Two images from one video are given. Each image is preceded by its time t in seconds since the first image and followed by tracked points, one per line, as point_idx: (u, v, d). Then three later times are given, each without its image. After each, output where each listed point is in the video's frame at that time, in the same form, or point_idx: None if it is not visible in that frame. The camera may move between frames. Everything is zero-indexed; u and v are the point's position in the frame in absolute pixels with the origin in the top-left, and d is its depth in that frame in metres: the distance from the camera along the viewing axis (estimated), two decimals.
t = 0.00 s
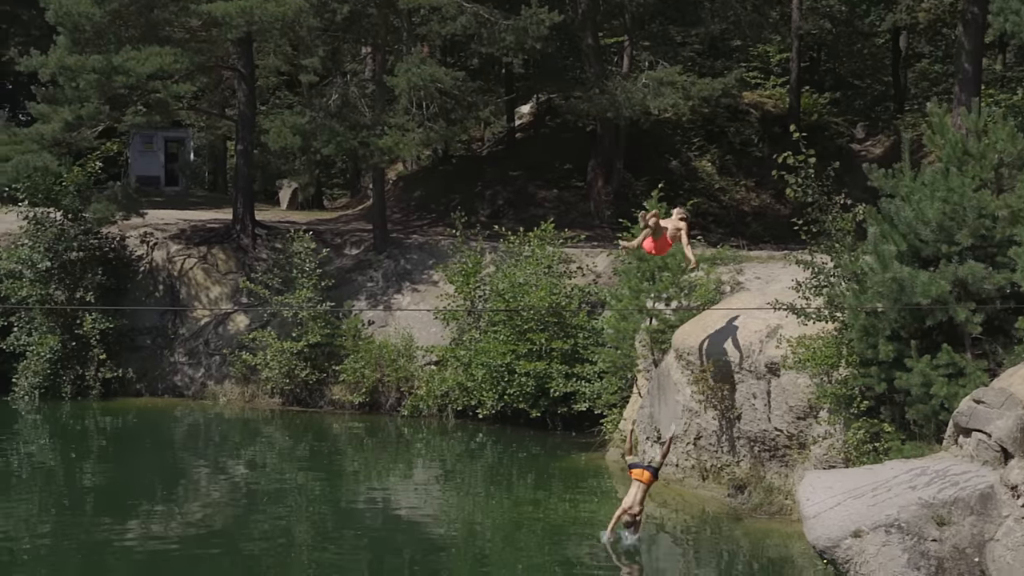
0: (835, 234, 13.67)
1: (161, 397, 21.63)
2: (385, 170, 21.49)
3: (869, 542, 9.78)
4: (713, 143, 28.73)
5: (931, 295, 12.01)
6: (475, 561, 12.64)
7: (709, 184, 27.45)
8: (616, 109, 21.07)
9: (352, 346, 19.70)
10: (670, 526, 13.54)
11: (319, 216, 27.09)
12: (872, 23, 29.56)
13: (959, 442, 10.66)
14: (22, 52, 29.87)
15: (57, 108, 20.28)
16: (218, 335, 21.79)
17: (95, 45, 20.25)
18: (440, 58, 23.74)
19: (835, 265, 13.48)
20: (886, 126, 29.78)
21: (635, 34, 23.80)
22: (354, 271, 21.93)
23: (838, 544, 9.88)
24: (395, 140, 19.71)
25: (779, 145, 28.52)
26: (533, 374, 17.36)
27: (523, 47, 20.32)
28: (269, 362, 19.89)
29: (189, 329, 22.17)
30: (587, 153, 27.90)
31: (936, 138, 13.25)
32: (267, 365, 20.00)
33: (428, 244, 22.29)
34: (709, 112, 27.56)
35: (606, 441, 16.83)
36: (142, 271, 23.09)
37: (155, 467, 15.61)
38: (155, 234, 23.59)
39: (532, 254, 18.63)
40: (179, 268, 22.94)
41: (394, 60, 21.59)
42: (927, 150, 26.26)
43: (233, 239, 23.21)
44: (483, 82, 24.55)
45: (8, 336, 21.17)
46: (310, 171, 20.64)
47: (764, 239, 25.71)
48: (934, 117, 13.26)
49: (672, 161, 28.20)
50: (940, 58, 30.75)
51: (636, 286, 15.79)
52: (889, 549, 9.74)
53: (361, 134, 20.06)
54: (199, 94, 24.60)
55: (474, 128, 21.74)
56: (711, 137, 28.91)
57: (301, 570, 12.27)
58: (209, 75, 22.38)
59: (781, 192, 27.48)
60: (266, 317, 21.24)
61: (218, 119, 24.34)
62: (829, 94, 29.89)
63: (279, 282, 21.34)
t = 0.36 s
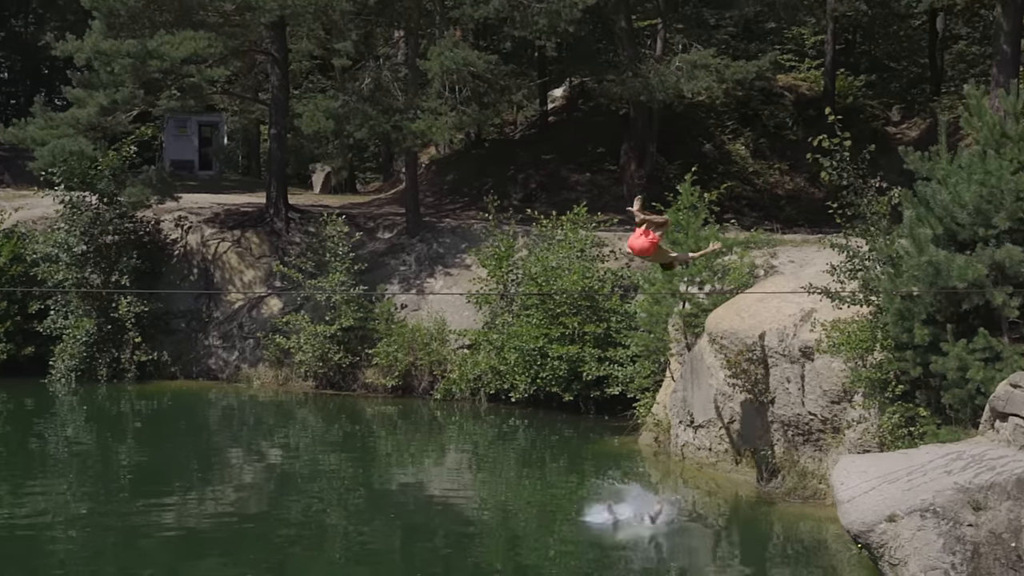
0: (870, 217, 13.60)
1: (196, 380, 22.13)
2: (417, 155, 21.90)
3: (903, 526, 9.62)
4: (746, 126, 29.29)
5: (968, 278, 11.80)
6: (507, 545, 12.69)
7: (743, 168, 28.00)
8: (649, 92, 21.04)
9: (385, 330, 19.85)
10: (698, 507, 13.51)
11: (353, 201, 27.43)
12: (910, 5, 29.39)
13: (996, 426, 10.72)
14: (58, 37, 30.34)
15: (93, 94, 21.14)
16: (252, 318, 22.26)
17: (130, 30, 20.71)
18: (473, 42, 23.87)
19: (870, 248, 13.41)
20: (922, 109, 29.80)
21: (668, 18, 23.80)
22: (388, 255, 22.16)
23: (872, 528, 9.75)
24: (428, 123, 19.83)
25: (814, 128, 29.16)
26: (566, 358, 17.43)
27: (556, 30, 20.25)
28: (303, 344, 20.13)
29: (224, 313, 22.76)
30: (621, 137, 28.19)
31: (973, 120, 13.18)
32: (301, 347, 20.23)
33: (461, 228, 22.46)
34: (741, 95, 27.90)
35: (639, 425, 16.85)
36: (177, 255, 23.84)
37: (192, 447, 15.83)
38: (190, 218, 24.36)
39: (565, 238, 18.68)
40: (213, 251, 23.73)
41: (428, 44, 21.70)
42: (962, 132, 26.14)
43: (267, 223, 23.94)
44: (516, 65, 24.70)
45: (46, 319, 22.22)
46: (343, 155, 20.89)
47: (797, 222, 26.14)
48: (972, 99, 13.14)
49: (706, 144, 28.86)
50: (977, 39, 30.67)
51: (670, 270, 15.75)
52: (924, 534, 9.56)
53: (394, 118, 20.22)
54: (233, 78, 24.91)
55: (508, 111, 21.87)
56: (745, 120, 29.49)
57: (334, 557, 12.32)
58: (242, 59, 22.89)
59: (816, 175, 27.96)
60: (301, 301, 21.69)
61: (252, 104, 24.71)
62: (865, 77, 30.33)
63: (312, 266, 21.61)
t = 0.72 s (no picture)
0: (902, 194, 13.46)
1: (227, 359, 22.43)
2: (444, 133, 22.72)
3: (934, 505, 9.81)
4: (776, 104, 29.71)
5: (1001, 256, 11.63)
6: (535, 523, 12.73)
7: (773, 146, 28.34)
8: (679, 70, 21.04)
9: (413, 308, 20.19)
10: (730, 492, 13.45)
11: (382, 179, 27.96)
12: None
13: None
14: (89, 17, 30.71)
15: (123, 74, 21.41)
16: (283, 297, 22.71)
17: (160, 8, 21.09)
18: (503, 20, 24.06)
19: (902, 226, 13.30)
20: (956, 85, 29.72)
21: None
22: (416, 234, 22.69)
23: (903, 506, 9.96)
24: (457, 103, 20.23)
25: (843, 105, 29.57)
26: (594, 336, 17.66)
27: (585, 8, 20.28)
28: (331, 323, 20.56)
29: (253, 291, 23.14)
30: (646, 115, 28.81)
31: (1007, 97, 12.99)
32: (330, 326, 20.69)
33: (490, 207, 22.87)
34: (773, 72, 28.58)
35: (668, 404, 16.89)
36: (207, 233, 24.31)
37: (223, 425, 15.97)
38: (219, 197, 24.70)
39: (594, 216, 18.83)
40: (244, 230, 24.07)
41: (456, 22, 21.91)
42: (996, 109, 25.98)
43: (296, 201, 24.41)
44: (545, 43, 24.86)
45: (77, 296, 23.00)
46: (372, 133, 21.90)
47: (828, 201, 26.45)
48: (1006, 76, 12.91)
49: (737, 121, 29.17)
50: (1012, 16, 30.66)
51: (699, 248, 15.76)
52: (955, 513, 9.72)
53: (423, 96, 20.53)
54: (263, 57, 25.14)
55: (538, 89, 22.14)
56: (776, 97, 29.94)
57: (363, 536, 12.39)
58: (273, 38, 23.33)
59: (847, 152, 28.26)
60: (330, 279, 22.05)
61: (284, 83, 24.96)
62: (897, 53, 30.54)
63: (342, 245, 22.08)
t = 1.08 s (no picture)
0: (928, 168, 13.35)
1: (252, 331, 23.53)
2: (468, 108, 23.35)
3: (959, 481, 10.19)
4: (801, 78, 29.92)
5: None
6: (555, 497, 12.75)
7: (798, 120, 28.32)
8: (703, 44, 21.09)
9: (437, 283, 20.88)
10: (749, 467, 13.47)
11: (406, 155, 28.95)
12: None
13: None
14: None
15: (148, 48, 22.20)
16: (305, 272, 23.65)
17: None
18: None
19: (928, 200, 13.21)
20: (983, 59, 29.87)
21: None
22: (440, 209, 23.50)
23: (927, 482, 10.36)
24: (481, 77, 20.50)
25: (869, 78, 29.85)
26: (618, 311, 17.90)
27: None
28: (355, 298, 21.28)
29: (277, 266, 24.11)
30: (668, 88, 29.12)
31: None
32: (353, 301, 21.40)
33: (514, 182, 23.62)
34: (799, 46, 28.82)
35: (691, 379, 17.11)
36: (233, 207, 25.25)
37: (248, 399, 16.13)
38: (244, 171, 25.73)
39: (618, 191, 19.10)
40: (267, 205, 25.06)
41: None
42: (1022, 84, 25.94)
43: (320, 176, 25.34)
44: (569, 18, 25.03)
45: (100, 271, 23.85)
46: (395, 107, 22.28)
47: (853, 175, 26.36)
48: None
49: (761, 96, 29.18)
50: None
51: (724, 223, 15.92)
52: (980, 488, 10.08)
53: (447, 71, 20.83)
54: (287, 33, 25.31)
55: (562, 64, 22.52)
56: (801, 71, 30.16)
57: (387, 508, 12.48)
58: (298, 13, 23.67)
59: (872, 127, 28.18)
60: (354, 254, 23.08)
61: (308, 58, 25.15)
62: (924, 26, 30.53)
63: (365, 219, 23.27)
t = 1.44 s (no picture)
0: (949, 143, 13.19)
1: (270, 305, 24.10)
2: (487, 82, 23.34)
3: (977, 456, 10.45)
4: (821, 52, 29.74)
5: None
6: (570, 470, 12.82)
7: (818, 95, 28.30)
8: (723, 18, 21.19)
9: (455, 258, 21.36)
10: (765, 441, 13.52)
11: (424, 129, 29.51)
12: None
13: None
14: None
15: (167, 22, 22.74)
16: (323, 246, 24.28)
17: None
18: None
19: (949, 174, 13.08)
20: (1005, 33, 29.98)
21: None
22: (458, 183, 24.13)
23: (946, 457, 10.62)
24: (499, 51, 20.59)
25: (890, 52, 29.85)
26: (636, 287, 17.97)
27: None
28: (372, 272, 21.84)
29: (295, 240, 24.75)
30: (689, 63, 29.03)
31: None
32: (371, 275, 22.00)
33: (531, 156, 24.14)
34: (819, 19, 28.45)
35: (709, 354, 17.24)
36: (251, 181, 25.77)
37: (267, 373, 16.24)
38: (262, 146, 26.26)
39: (637, 166, 19.37)
40: (286, 179, 25.61)
41: None
42: None
43: (338, 151, 25.82)
44: None
45: (120, 244, 24.37)
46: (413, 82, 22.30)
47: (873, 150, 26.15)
48: None
49: (781, 70, 29.09)
50: None
51: (742, 198, 16.01)
52: (999, 463, 10.30)
53: (465, 45, 20.97)
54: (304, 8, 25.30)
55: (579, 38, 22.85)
56: (821, 45, 30.04)
57: (404, 481, 12.56)
58: None
59: (892, 102, 28.12)
60: (371, 228, 23.71)
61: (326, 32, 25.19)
62: None
63: (382, 195, 23.75)
